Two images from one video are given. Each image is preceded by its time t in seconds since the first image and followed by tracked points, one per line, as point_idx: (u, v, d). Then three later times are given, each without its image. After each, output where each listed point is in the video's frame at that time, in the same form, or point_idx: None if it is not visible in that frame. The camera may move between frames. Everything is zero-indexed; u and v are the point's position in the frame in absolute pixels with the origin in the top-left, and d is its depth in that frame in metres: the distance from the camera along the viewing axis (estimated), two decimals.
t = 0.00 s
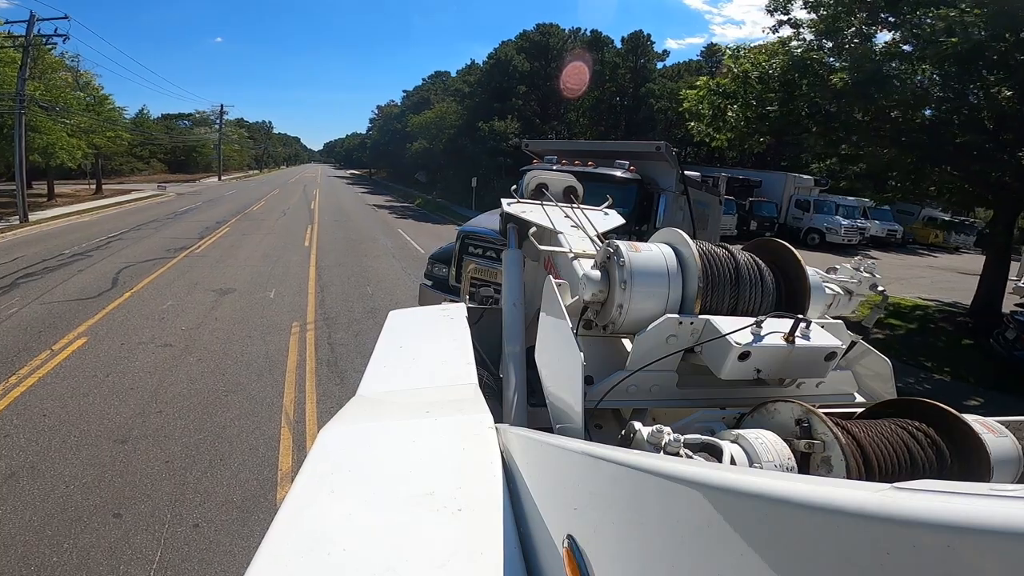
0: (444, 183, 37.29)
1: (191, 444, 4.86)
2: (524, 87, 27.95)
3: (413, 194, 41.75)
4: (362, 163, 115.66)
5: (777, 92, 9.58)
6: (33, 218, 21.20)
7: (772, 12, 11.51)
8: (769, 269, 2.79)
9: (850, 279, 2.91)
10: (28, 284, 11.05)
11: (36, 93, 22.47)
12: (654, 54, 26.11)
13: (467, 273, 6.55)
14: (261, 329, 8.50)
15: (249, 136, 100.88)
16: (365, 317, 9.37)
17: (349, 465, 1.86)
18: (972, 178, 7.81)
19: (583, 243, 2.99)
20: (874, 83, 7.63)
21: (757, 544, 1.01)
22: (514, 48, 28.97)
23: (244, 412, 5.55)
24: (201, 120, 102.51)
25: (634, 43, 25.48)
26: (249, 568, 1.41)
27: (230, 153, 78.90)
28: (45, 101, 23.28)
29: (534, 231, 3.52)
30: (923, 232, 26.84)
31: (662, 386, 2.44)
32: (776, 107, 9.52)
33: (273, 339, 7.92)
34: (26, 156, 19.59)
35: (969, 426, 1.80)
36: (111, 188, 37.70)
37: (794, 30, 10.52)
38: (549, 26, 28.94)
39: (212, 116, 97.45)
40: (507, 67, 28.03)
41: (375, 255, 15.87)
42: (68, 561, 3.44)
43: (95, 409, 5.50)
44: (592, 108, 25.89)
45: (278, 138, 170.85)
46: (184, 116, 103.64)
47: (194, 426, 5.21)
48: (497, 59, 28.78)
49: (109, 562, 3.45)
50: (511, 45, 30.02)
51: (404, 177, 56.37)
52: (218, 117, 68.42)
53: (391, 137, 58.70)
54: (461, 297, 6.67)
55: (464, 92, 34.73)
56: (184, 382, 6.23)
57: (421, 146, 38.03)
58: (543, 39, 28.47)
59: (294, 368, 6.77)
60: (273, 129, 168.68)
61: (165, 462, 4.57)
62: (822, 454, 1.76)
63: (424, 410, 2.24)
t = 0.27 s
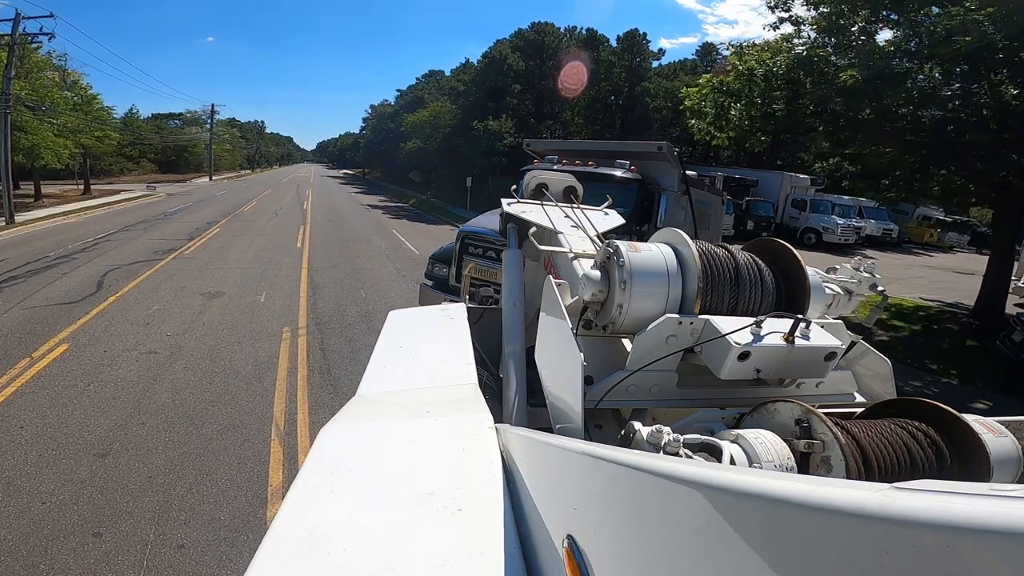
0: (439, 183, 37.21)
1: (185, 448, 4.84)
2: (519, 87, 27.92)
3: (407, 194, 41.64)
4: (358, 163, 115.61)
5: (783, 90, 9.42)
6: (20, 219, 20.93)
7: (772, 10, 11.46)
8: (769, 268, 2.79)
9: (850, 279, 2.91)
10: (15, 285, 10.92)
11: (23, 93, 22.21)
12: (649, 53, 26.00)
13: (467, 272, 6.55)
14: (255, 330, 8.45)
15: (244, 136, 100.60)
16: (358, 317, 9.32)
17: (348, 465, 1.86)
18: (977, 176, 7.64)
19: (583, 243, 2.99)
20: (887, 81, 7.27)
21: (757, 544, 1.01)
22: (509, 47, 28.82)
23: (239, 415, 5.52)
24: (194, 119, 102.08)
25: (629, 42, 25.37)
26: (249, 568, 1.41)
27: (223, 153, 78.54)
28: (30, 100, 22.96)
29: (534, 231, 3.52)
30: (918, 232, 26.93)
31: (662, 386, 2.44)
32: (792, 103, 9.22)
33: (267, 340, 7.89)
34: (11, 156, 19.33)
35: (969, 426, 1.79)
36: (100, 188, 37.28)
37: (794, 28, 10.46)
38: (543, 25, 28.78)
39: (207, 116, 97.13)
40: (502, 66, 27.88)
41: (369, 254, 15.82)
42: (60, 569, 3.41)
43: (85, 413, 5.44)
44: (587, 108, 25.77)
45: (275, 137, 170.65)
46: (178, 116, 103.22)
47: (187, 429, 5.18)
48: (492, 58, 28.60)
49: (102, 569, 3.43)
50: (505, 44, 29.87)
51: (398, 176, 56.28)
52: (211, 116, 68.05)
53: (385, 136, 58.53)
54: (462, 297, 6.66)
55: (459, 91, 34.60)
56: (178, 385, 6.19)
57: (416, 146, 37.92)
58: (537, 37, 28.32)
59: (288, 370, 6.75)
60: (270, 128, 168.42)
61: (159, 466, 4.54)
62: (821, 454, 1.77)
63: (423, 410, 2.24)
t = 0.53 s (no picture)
0: (431, 182, 37.04)
1: (177, 450, 4.79)
2: (513, 85, 27.57)
3: (399, 194, 41.42)
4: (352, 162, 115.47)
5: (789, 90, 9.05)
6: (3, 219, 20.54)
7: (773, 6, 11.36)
8: (769, 268, 2.80)
9: (850, 278, 2.91)
10: None
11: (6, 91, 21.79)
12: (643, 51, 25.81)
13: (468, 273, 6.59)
14: (246, 329, 8.36)
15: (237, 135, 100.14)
16: (348, 317, 9.25)
17: (348, 465, 1.86)
18: (977, 176, 7.63)
19: (583, 243, 2.99)
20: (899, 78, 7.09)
21: (755, 546, 1.02)
22: (501, 45, 28.56)
23: (233, 415, 5.47)
24: (184, 118, 101.43)
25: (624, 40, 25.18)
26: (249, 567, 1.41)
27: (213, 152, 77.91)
28: (12, 99, 22.52)
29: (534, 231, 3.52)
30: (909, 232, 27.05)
31: (661, 386, 2.45)
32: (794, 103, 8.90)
33: (258, 341, 7.80)
34: None
35: (968, 426, 1.80)
36: (84, 187, 36.58)
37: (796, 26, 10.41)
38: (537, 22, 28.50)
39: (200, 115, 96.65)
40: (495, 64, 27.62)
41: (360, 255, 15.69)
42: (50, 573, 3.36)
43: (73, 415, 5.35)
44: (581, 106, 25.57)
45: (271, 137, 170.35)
46: (169, 116, 102.62)
47: (179, 431, 5.12)
48: (485, 56, 28.36)
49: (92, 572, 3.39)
50: (498, 42, 29.63)
51: (389, 175, 56.09)
52: (198, 114, 67.13)
53: (376, 134, 58.11)
54: (463, 297, 6.69)
55: (451, 89, 34.37)
56: (172, 386, 6.12)
57: (408, 145, 37.74)
58: (531, 35, 28.04)
59: (280, 370, 6.69)
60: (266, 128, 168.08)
61: (151, 468, 4.49)
62: (821, 454, 1.77)
63: (424, 410, 2.25)
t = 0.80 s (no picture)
0: (424, 181, 36.90)
1: (171, 449, 4.74)
2: (505, 84, 26.98)
3: (391, 194, 41.10)
4: (346, 162, 115.33)
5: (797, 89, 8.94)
6: None
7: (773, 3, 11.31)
8: (768, 268, 2.80)
9: (849, 279, 2.91)
10: None
11: None
12: (637, 50, 25.66)
13: (468, 273, 6.60)
14: (237, 328, 8.26)
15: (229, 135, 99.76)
16: (338, 316, 9.16)
17: (347, 465, 1.86)
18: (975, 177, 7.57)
19: (583, 243, 2.99)
20: (912, 78, 6.83)
21: (755, 546, 1.01)
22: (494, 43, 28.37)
23: (226, 415, 5.42)
24: (176, 118, 101.03)
25: (617, 39, 25.04)
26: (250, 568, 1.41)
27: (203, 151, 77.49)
28: None
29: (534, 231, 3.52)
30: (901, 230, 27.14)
31: (661, 386, 2.44)
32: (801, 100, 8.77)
33: (249, 340, 7.73)
34: None
35: (969, 426, 1.80)
36: (66, 187, 35.75)
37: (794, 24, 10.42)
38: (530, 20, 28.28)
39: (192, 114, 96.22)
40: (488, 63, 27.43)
41: (351, 254, 15.62)
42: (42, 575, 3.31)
43: (61, 417, 5.24)
44: (575, 105, 25.47)
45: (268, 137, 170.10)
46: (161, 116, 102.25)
47: (171, 430, 5.07)
48: (478, 54, 28.19)
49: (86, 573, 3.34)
50: (490, 40, 29.43)
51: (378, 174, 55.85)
52: (182, 113, 65.96)
53: (366, 132, 57.57)
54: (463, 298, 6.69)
55: (443, 88, 34.14)
56: (166, 386, 6.04)
57: (400, 144, 37.58)
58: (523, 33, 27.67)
59: (273, 369, 6.64)
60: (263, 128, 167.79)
61: (144, 469, 4.45)
62: (821, 454, 1.76)
63: (423, 410, 2.24)
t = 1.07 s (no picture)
0: (417, 181, 36.78)
1: (165, 444, 4.71)
2: (499, 83, 26.95)
3: (384, 194, 40.98)
4: (340, 162, 115.19)
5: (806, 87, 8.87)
6: None
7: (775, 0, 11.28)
8: (768, 268, 2.80)
9: (850, 279, 2.91)
10: None
11: None
12: (632, 48, 25.53)
13: (469, 274, 6.62)
14: (227, 326, 8.16)
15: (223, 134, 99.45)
16: (328, 314, 9.08)
17: (346, 465, 1.86)
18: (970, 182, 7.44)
19: (583, 243, 2.99)
20: (927, 74, 6.66)
21: (755, 546, 1.01)
22: (488, 41, 28.21)
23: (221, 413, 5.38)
24: (169, 117, 100.61)
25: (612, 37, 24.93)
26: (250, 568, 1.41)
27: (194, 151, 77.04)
28: None
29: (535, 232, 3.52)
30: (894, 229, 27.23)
31: (661, 387, 2.45)
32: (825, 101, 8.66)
33: (242, 338, 7.67)
34: None
35: (969, 426, 1.80)
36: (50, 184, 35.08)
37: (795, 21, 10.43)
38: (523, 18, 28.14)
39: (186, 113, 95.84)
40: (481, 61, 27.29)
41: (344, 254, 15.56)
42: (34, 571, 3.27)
43: (51, 415, 5.17)
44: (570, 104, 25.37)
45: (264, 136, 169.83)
46: (154, 115, 101.79)
47: (165, 426, 5.03)
48: (471, 52, 28.03)
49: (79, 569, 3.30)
50: (483, 38, 29.27)
51: (371, 174, 55.63)
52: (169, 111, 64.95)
53: (357, 131, 57.12)
54: (463, 298, 6.70)
55: (435, 86, 33.99)
56: (160, 383, 5.98)
57: (393, 143, 37.44)
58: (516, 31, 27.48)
59: (267, 366, 6.60)
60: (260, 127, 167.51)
61: (138, 464, 4.40)
62: (821, 454, 1.77)
63: (423, 410, 2.24)
